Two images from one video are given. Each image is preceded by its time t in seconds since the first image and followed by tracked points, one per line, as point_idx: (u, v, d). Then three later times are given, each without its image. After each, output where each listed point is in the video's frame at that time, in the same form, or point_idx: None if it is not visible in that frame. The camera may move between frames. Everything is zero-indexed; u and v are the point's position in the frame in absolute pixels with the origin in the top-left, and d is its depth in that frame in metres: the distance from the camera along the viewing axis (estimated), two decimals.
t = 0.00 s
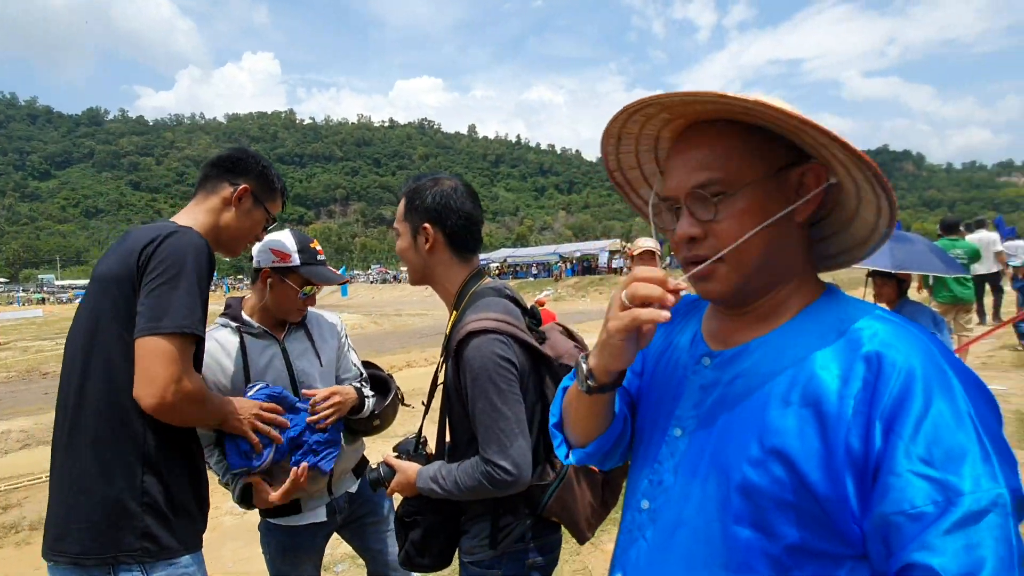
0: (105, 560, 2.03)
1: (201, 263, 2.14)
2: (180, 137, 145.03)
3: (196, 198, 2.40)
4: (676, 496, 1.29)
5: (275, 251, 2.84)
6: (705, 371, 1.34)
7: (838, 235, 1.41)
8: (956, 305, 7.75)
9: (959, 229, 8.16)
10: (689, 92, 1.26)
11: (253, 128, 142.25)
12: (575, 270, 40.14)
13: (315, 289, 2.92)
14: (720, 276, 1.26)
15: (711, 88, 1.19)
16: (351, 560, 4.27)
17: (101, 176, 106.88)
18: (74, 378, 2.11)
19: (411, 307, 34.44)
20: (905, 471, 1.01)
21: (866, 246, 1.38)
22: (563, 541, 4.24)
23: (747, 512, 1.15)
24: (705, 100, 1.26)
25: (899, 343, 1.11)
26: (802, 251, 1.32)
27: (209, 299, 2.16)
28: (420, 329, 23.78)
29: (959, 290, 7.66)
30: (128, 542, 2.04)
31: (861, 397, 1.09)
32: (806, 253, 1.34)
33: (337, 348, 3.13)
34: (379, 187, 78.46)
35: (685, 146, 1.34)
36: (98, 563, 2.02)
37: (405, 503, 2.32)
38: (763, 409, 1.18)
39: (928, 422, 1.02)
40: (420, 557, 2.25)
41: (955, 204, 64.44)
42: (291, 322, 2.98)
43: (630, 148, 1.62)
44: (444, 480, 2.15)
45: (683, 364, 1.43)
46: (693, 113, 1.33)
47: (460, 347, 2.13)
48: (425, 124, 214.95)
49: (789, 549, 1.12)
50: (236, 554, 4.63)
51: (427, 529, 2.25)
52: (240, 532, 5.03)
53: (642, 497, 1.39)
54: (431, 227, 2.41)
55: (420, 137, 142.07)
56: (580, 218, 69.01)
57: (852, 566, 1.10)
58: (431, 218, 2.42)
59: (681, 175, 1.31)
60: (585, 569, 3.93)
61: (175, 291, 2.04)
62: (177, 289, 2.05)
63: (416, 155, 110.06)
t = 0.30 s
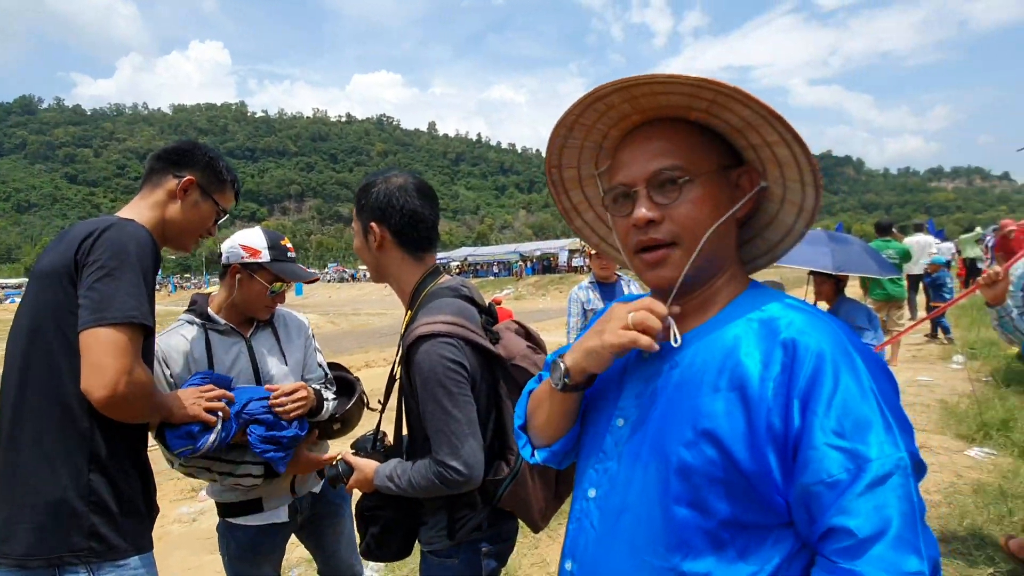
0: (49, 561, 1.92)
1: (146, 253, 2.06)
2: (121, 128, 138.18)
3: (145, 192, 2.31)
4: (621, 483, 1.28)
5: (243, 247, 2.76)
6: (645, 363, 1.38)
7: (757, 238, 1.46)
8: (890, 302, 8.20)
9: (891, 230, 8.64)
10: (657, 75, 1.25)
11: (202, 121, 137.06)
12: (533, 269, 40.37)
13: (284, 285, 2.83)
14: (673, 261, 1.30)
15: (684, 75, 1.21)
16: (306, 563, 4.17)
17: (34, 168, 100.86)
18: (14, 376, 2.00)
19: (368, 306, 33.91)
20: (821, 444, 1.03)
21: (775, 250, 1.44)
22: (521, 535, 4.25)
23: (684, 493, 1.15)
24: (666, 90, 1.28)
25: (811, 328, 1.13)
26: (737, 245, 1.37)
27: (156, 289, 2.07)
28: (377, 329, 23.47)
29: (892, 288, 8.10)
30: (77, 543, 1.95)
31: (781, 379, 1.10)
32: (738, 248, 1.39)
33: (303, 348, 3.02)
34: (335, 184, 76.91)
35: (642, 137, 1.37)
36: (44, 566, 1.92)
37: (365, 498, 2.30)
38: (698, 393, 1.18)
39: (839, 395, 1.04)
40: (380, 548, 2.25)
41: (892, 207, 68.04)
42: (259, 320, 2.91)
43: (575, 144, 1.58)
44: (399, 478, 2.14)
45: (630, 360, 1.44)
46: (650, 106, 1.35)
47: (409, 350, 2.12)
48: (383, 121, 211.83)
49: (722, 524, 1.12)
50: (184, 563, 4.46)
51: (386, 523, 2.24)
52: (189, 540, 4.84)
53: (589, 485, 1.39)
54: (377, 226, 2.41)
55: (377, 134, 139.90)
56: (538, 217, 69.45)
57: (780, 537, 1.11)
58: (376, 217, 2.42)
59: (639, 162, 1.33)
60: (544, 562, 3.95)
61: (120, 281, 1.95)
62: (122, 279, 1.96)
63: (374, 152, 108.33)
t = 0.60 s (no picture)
0: (8, 565, 1.85)
1: (74, 249, 1.91)
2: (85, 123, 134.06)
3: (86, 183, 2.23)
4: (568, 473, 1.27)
5: (222, 239, 2.86)
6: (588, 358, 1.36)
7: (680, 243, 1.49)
8: (851, 299, 8.43)
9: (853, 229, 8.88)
10: (622, 73, 1.26)
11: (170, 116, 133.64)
12: (508, 268, 40.41)
13: (261, 266, 2.80)
14: (620, 251, 1.29)
15: (649, 76, 1.24)
16: (275, 565, 4.09)
17: None
18: None
19: (341, 305, 33.51)
20: (747, 422, 1.06)
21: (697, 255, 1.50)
22: (493, 531, 4.25)
23: (626, 478, 1.16)
24: (627, 90, 1.30)
25: (734, 314, 1.17)
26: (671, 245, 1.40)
27: (79, 286, 1.90)
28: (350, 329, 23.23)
29: (854, 286, 8.34)
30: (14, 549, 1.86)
31: (709, 364, 1.13)
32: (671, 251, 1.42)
33: (300, 349, 3.01)
34: (308, 182, 75.83)
35: (598, 132, 1.38)
36: None
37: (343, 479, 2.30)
38: (636, 380, 1.19)
39: (759, 374, 1.09)
40: (356, 529, 2.24)
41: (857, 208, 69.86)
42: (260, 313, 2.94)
43: (527, 132, 1.56)
44: (361, 461, 2.12)
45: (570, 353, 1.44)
46: (609, 104, 1.36)
47: (366, 340, 2.12)
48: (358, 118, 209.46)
49: (661, 504, 1.13)
50: (149, 568, 4.34)
51: (359, 504, 2.24)
52: (154, 545, 4.72)
53: (539, 479, 1.38)
54: (345, 224, 2.40)
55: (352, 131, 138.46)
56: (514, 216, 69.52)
57: (714, 512, 1.14)
58: (345, 216, 2.40)
59: (596, 154, 1.33)
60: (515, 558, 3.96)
61: (37, 274, 1.80)
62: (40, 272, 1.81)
63: (348, 149, 107.07)
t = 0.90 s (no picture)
0: None
1: (19, 263, 1.77)
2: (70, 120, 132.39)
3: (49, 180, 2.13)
4: (536, 469, 1.26)
5: (235, 238, 2.99)
6: (551, 354, 1.34)
7: (638, 241, 1.52)
8: (835, 298, 8.52)
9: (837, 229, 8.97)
10: (583, 76, 1.26)
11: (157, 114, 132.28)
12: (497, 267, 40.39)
13: (268, 258, 2.87)
14: (583, 249, 1.30)
15: (608, 78, 1.26)
16: (259, 565, 4.06)
17: None
18: None
19: (329, 305, 33.34)
20: (711, 410, 1.07)
21: (653, 253, 1.52)
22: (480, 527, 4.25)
23: (595, 470, 1.15)
24: (586, 91, 1.32)
25: (694, 308, 1.19)
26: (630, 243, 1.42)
27: (31, 304, 1.78)
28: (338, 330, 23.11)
29: (837, 284, 8.44)
30: None
31: (673, 356, 1.14)
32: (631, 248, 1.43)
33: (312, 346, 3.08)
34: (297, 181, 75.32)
35: (559, 132, 1.38)
36: None
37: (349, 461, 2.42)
38: (601, 374, 1.19)
39: (720, 364, 1.10)
40: (357, 507, 2.35)
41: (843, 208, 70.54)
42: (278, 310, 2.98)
43: (487, 133, 1.55)
44: (361, 439, 2.24)
45: (530, 349, 1.43)
46: (569, 105, 1.37)
47: (363, 326, 2.18)
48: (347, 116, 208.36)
49: (628, 494, 1.14)
50: (133, 569, 4.30)
51: (361, 484, 2.35)
52: (139, 546, 4.68)
53: (506, 476, 1.36)
54: (358, 229, 2.38)
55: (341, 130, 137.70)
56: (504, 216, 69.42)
57: (679, 499, 1.15)
58: (358, 220, 2.39)
59: (557, 155, 1.34)
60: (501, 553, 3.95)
61: None
62: None
63: (337, 147, 106.46)
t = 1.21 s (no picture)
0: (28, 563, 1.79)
1: (54, 278, 1.73)
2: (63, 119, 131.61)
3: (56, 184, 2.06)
4: (527, 472, 1.26)
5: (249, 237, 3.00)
6: (543, 355, 1.34)
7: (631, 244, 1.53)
8: (828, 297, 8.56)
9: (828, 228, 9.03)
10: (598, 75, 1.26)
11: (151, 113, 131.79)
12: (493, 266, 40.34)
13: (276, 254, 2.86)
14: (583, 251, 1.30)
15: (624, 81, 1.25)
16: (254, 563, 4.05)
17: None
18: None
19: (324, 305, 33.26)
20: (707, 416, 1.07)
21: (643, 258, 1.54)
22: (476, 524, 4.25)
23: (589, 474, 1.15)
24: (599, 91, 1.31)
25: (692, 314, 1.19)
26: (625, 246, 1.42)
27: (68, 320, 1.77)
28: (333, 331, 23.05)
29: (829, 283, 8.48)
30: None
31: (671, 362, 1.14)
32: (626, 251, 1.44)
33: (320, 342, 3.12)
34: (291, 180, 75.10)
35: (565, 129, 1.37)
36: None
37: (371, 444, 2.58)
38: (597, 378, 1.18)
39: (718, 372, 1.10)
40: (378, 485, 2.48)
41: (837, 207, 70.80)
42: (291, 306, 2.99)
43: (489, 119, 1.53)
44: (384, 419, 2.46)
45: (519, 351, 1.42)
46: (578, 101, 1.36)
47: (388, 314, 2.45)
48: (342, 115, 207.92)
49: (621, 498, 1.14)
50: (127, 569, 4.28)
51: (382, 463, 2.50)
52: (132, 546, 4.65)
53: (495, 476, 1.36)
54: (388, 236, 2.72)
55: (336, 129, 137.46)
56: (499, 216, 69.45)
57: (669, 502, 1.16)
58: (387, 227, 2.74)
59: (563, 153, 1.32)
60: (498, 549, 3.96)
61: (22, 319, 1.66)
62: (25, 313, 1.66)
63: (332, 146, 106.21)
